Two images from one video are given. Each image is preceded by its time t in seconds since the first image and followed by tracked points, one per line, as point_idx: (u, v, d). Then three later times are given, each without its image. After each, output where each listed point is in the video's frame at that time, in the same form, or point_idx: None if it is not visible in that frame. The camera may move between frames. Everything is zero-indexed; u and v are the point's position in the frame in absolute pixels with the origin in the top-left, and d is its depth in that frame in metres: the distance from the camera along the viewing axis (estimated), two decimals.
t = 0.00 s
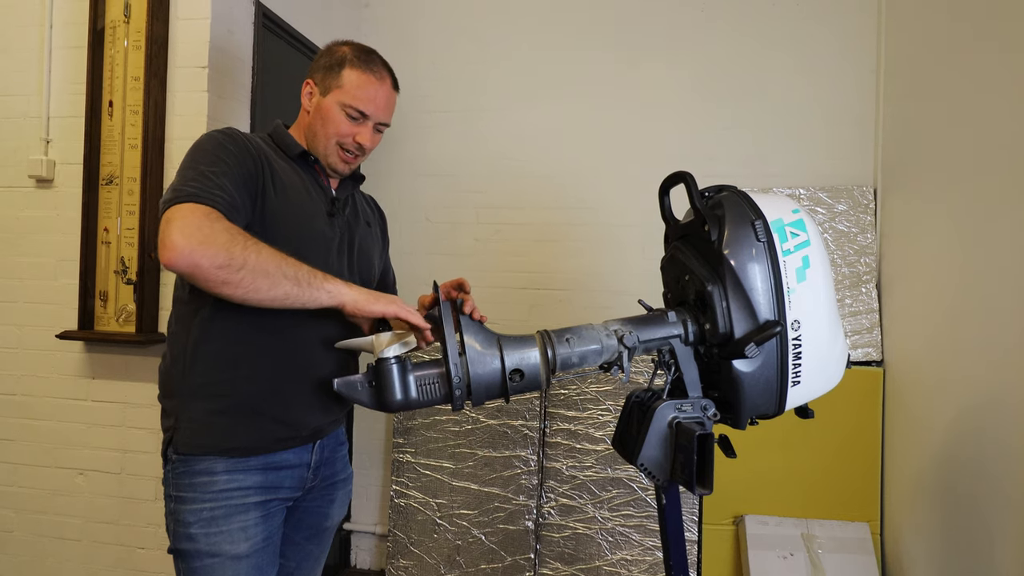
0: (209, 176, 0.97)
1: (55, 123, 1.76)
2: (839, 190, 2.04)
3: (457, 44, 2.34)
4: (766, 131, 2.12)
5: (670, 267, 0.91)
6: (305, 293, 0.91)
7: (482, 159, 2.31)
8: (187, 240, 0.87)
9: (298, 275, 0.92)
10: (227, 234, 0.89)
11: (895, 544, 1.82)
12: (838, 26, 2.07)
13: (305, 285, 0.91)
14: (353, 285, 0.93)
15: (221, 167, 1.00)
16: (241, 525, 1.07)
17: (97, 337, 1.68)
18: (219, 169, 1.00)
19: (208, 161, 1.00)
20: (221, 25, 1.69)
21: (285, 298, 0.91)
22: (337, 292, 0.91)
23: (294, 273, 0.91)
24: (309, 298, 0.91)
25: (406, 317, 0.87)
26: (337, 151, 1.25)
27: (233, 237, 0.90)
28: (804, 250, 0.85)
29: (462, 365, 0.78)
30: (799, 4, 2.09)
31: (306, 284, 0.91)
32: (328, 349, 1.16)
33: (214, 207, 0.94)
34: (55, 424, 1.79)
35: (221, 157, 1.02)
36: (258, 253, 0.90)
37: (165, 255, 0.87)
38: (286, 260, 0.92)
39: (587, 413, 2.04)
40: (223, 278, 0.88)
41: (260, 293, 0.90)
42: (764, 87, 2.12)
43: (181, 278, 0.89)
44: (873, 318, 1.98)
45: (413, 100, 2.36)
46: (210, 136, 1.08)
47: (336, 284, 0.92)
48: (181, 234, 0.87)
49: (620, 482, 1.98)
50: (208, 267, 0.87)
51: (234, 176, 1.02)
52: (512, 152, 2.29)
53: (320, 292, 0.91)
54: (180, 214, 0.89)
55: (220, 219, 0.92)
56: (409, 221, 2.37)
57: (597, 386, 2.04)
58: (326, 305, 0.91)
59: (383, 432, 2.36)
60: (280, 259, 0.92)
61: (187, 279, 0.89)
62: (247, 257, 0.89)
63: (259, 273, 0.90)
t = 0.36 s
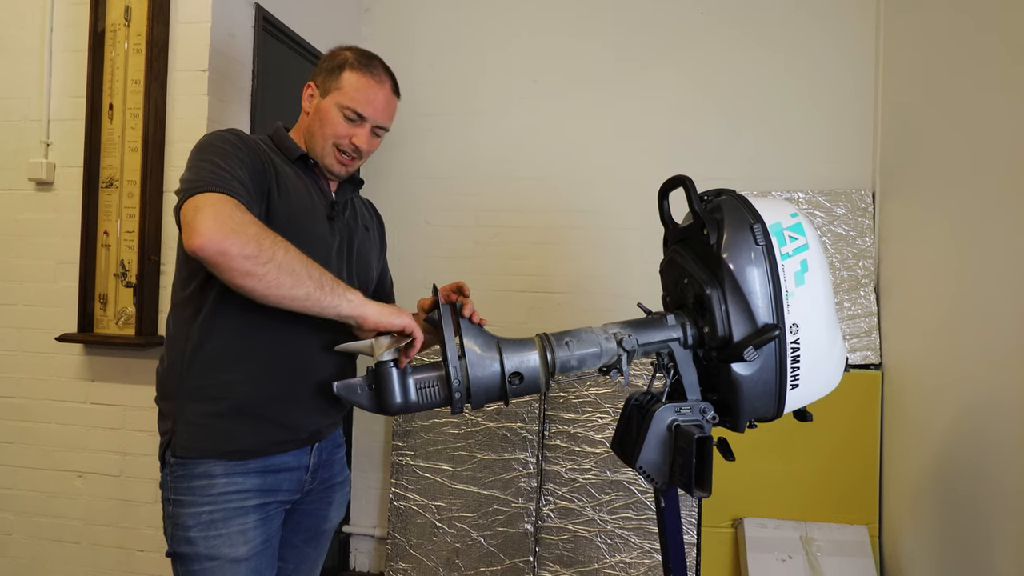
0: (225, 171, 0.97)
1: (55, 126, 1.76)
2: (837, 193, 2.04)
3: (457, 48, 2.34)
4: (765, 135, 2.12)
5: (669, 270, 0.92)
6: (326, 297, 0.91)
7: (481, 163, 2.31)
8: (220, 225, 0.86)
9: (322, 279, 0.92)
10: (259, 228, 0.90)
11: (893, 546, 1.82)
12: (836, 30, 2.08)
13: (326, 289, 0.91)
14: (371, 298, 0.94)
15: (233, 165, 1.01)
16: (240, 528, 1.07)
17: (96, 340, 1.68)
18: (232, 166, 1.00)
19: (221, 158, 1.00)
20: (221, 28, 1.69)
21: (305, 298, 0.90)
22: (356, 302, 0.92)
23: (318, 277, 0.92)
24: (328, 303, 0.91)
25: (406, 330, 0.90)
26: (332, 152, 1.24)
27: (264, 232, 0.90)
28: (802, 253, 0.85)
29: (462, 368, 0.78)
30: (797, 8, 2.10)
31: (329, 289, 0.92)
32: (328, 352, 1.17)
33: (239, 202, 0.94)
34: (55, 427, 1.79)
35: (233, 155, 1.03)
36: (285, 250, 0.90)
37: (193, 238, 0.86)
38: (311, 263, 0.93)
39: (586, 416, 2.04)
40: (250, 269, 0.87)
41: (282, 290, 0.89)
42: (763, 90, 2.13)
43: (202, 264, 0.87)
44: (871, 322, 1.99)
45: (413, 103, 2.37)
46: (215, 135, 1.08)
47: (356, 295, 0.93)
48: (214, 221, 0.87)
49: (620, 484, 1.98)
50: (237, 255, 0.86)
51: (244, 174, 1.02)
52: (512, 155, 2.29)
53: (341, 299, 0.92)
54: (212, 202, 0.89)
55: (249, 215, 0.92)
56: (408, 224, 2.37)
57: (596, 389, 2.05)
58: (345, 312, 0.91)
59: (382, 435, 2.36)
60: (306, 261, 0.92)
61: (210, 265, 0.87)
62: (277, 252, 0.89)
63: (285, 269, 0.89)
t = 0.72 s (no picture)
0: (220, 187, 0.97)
1: (54, 127, 1.76)
2: (835, 196, 2.04)
3: (456, 50, 2.35)
4: (763, 137, 2.13)
5: (667, 272, 0.92)
6: (323, 316, 0.90)
7: (480, 164, 2.32)
8: (214, 251, 0.85)
9: (320, 297, 0.91)
10: (255, 251, 0.89)
11: (890, 548, 1.82)
12: (835, 32, 2.08)
13: (324, 308, 0.90)
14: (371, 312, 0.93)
15: (228, 177, 1.00)
16: (236, 530, 1.07)
17: (95, 341, 1.68)
18: (227, 180, 0.99)
19: (216, 170, 0.99)
20: (220, 30, 1.69)
21: (303, 319, 0.89)
22: (356, 318, 0.91)
23: (316, 296, 0.91)
24: (327, 322, 0.90)
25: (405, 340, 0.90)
26: (322, 141, 1.24)
27: (259, 254, 0.89)
28: (800, 255, 0.85)
29: (460, 370, 0.79)
30: (796, 11, 2.11)
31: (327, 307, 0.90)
32: (326, 354, 1.17)
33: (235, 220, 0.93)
34: (53, 428, 1.78)
35: (228, 167, 1.02)
36: (281, 272, 0.89)
37: (190, 264, 0.86)
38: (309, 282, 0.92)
39: (584, 418, 2.04)
40: (246, 293, 0.86)
41: (280, 312, 0.88)
42: (761, 93, 2.13)
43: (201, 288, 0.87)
44: (869, 324, 1.99)
45: (412, 105, 2.37)
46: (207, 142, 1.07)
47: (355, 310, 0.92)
48: (209, 246, 0.86)
49: (618, 486, 1.98)
50: (232, 281, 0.86)
51: (242, 182, 1.02)
52: (510, 157, 2.29)
53: (339, 317, 0.90)
54: (207, 225, 0.88)
55: (245, 235, 0.91)
56: (407, 225, 2.37)
57: (594, 391, 2.05)
58: (344, 330, 0.90)
59: (380, 437, 2.36)
60: (304, 280, 0.91)
61: (208, 290, 0.87)
62: (272, 275, 0.88)
63: (281, 290, 0.88)
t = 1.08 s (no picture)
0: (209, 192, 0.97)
1: (54, 129, 1.76)
2: (834, 198, 2.05)
3: (456, 52, 2.35)
4: (762, 139, 2.13)
5: (665, 274, 0.92)
6: (309, 311, 0.90)
7: (479, 166, 2.32)
8: (195, 257, 0.86)
9: (306, 291, 0.91)
10: (236, 252, 0.89)
11: (889, 550, 1.82)
12: (834, 35, 2.09)
13: (309, 302, 0.90)
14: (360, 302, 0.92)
15: (219, 180, 1.00)
16: (235, 533, 1.07)
17: (93, 343, 1.68)
18: (218, 184, 0.99)
19: (207, 173, 0.99)
20: (220, 31, 1.70)
21: (289, 316, 0.90)
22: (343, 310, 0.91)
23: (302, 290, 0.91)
24: (314, 317, 0.90)
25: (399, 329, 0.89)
26: (328, 153, 1.25)
27: (240, 255, 0.89)
28: (798, 258, 0.85)
29: (459, 372, 0.79)
30: (795, 13, 2.11)
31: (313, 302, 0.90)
32: (324, 357, 1.17)
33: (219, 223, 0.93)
34: (52, 430, 1.78)
35: (219, 170, 1.02)
36: (263, 271, 0.90)
37: (172, 272, 0.87)
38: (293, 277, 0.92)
39: (583, 420, 2.04)
40: (229, 295, 0.87)
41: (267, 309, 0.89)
42: (760, 95, 2.14)
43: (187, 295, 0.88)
44: (868, 326, 1.99)
45: (412, 107, 2.37)
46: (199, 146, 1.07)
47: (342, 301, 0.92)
48: (190, 252, 0.87)
49: (617, 488, 1.98)
50: (215, 285, 0.86)
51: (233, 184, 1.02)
52: (510, 159, 2.30)
53: (325, 310, 0.90)
54: (188, 231, 0.89)
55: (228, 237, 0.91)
56: (406, 227, 2.37)
57: (593, 393, 2.04)
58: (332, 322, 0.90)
59: (379, 438, 2.35)
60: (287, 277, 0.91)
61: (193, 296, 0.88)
62: (254, 275, 0.88)
63: (266, 288, 0.89)
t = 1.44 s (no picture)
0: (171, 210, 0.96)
1: (52, 130, 1.76)
2: (832, 200, 2.05)
3: (455, 54, 2.35)
4: (761, 141, 2.13)
5: (663, 275, 0.92)
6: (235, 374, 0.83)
7: (479, 168, 2.32)
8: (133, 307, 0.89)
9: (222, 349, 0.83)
10: (158, 302, 0.87)
11: (888, 552, 1.83)
12: (832, 37, 2.09)
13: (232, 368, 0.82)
14: (281, 368, 0.78)
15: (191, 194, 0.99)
16: (231, 535, 1.06)
17: (91, 344, 1.67)
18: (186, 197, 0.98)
19: (174, 185, 0.99)
20: (219, 33, 1.70)
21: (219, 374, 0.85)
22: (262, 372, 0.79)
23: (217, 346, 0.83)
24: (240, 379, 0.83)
25: (315, 407, 0.75)
26: (332, 155, 1.25)
27: (163, 308, 0.87)
28: (796, 259, 0.85)
29: (457, 374, 0.79)
30: (793, 16, 2.12)
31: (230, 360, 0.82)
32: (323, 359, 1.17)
33: (164, 259, 0.93)
34: (50, 432, 1.78)
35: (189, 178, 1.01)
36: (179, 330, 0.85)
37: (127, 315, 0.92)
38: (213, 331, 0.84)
39: (581, 422, 2.04)
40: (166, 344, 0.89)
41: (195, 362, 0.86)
42: (758, 97, 2.14)
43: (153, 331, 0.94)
44: (867, 328, 1.99)
45: (411, 109, 2.37)
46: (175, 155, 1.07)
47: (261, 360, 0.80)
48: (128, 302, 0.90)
49: (615, 490, 1.98)
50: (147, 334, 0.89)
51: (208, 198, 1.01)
52: (509, 161, 2.30)
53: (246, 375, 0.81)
54: (132, 275, 0.91)
55: (165, 279, 0.90)
56: (405, 229, 2.37)
57: (592, 395, 2.04)
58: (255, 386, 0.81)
59: (378, 440, 2.35)
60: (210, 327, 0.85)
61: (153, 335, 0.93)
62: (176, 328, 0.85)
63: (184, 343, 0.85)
